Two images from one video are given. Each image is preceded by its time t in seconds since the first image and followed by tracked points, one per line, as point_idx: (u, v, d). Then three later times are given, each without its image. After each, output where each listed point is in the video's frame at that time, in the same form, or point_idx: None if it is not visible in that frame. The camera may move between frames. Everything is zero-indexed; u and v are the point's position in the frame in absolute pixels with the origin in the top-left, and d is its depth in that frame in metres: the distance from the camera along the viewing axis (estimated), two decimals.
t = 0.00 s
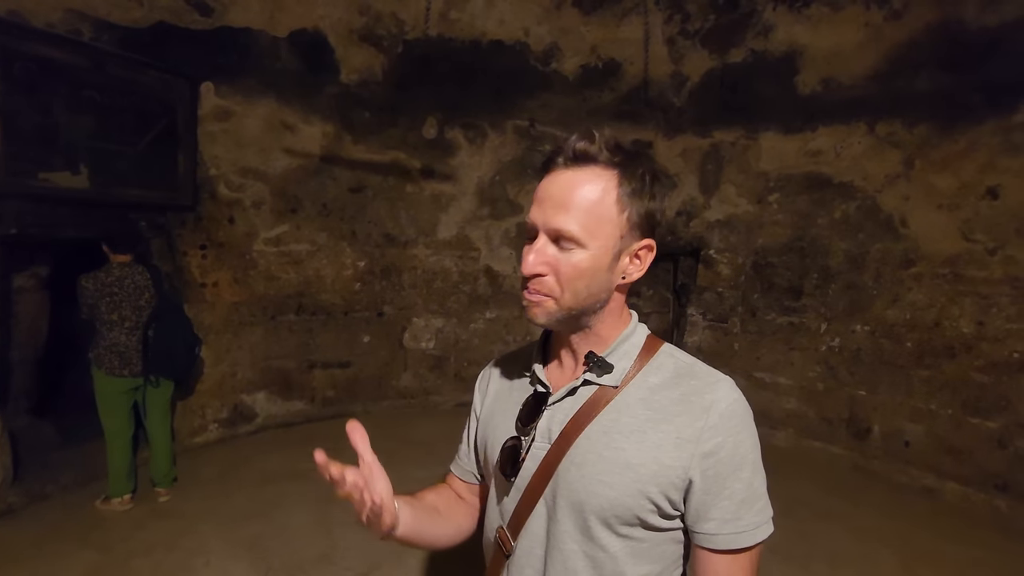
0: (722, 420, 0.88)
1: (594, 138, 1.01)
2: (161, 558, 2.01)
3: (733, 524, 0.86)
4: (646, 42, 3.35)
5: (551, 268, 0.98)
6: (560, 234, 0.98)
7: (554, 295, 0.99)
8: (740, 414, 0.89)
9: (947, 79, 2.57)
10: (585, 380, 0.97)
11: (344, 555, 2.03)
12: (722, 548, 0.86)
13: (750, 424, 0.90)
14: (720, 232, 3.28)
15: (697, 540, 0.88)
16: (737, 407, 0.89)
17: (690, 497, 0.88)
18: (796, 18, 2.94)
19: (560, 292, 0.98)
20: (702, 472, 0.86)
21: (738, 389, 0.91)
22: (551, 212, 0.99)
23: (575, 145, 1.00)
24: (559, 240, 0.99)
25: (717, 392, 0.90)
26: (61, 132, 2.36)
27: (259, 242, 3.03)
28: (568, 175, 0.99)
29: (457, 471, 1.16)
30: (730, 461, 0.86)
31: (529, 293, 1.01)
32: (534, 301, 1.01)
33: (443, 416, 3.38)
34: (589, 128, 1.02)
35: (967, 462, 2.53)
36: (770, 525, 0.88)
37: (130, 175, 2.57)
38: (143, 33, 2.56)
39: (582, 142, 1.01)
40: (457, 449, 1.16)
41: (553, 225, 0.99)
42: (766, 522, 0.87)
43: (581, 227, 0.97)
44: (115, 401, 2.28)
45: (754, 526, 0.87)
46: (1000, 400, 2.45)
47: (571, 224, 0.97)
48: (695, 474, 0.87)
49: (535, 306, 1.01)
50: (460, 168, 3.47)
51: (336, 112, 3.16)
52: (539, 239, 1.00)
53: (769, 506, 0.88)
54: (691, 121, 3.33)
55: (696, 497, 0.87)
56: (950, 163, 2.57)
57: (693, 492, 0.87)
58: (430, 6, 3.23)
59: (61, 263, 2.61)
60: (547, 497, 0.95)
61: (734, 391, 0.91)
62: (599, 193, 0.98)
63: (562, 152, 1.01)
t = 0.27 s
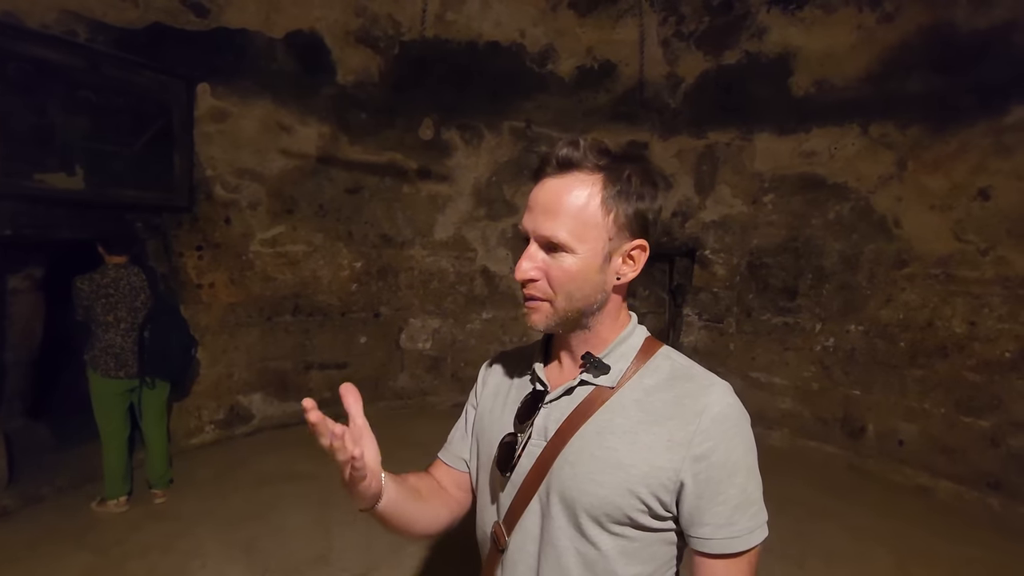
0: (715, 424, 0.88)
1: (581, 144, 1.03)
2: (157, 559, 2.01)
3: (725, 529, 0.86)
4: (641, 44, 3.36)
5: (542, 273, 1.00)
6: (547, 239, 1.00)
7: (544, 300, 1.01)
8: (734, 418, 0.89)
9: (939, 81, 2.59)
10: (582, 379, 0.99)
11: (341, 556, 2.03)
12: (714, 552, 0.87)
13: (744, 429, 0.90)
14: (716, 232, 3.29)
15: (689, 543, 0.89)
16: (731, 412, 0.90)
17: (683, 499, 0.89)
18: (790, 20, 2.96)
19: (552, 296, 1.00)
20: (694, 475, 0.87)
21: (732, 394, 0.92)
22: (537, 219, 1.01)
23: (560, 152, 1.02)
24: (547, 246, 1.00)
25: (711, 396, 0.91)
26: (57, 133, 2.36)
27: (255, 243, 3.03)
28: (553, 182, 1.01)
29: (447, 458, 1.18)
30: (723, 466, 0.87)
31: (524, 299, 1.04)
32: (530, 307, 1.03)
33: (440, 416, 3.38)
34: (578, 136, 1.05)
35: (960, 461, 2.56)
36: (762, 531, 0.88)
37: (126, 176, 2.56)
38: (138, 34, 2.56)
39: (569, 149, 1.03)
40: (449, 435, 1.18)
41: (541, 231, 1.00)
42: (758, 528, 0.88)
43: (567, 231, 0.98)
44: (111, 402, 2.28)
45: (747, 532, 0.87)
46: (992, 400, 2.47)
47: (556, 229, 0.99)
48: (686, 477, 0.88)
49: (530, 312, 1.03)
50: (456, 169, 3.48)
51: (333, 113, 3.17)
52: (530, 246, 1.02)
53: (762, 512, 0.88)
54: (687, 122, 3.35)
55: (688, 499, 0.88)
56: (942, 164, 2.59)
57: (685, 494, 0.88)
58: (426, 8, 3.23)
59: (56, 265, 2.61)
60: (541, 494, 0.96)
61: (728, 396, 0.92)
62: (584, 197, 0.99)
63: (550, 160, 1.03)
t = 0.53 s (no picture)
0: (718, 418, 0.89)
1: (585, 139, 1.02)
2: (156, 560, 2.01)
3: (728, 521, 0.87)
4: (638, 44, 3.37)
5: (560, 271, 1.00)
6: (563, 236, 1.00)
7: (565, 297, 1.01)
8: (737, 412, 0.90)
9: (934, 81, 2.61)
10: (586, 374, 0.99)
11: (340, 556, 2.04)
12: (717, 544, 0.87)
13: (747, 423, 0.91)
14: (713, 232, 3.30)
15: (692, 536, 0.90)
16: (734, 406, 0.91)
17: (686, 493, 0.89)
18: (786, 21, 2.97)
19: (571, 293, 1.01)
20: (697, 468, 0.88)
21: (736, 388, 0.93)
22: (551, 217, 1.01)
23: (566, 148, 1.01)
24: (564, 243, 1.01)
25: (714, 390, 0.92)
26: (53, 132, 2.36)
27: (253, 243, 3.03)
28: (563, 178, 1.01)
29: (450, 456, 1.17)
30: (726, 459, 0.88)
31: (540, 297, 1.04)
32: (547, 306, 1.03)
33: (438, 416, 3.39)
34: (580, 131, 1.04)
35: (956, 459, 2.57)
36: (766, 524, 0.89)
37: (122, 176, 2.56)
38: (134, 33, 2.56)
39: (574, 144, 1.02)
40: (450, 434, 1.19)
41: (556, 228, 1.00)
42: (762, 521, 0.88)
43: (584, 227, 0.99)
44: (108, 403, 2.28)
45: (750, 524, 0.87)
46: (987, 397, 2.48)
47: (573, 226, 0.99)
48: (690, 470, 0.88)
49: (548, 309, 1.03)
50: (454, 169, 3.48)
51: (330, 113, 3.17)
52: (544, 244, 1.02)
53: (765, 505, 0.89)
54: (684, 122, 3.36)
55: (692, 493, 0.89)
56: (938, 163, 2.61)
57: (689, 487, 0.89)
58: (423, 8, 3.24)
59: (52, 265, 2.61)
60: (546, 489, 0.96)
61: (732, 390, 0.93)
62: (596, 191, 1.00)
63: (555, 157, 1.03)
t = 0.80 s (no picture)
0: (724, 417, 0.90)
1: (605, 141, 1.05)
2: (156, 561, 2.01)
3: (733, 519, 0.88)
4: (637, 45, 3.38)
5: (590, 266, 1.00)
6: (593, 232, 1.01)
7: (593, 292, 1.01)
8: (742, 411, 0.91)
9: (932, 83, 2.62)
10: (593, 375, 1.00)
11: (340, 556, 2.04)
12: (722, 542, 0.88)
13: (752, 422, 0.92)
14: (711, 232, 3.31)
15: (698, 534, 0.90)
16: (739, 405, 0.92)
17: (693, 491, 0.90)
18: (784, 23, 2.98)
19: (599, 288, 1.01)
20: (704, 466, 0.89)
21: (740, 387, 0.94)
22: (581, 212, 1.01)
23: (592, 147, 1.04)
24: (593, 238, 1.02)
25: (719, 390, 0.93)
26: (53, 133, 2.36)
27: (252, 244, 3.04)
28: (592, 175, 1.02)
29: (456, 461, 1.18)
30: (731, 458, 0.89)
31: (565, 293, 1.02)
32: (572, 302, 1.02)
33: (438, 417, 3.39)
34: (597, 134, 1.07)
35: (953, 458, 2.58)
36: (770, 522, 0.89)
37: (122, 178, 2.56)
38: (134, 35, 2.56)
39: (596, 144, 1.05)
40: (454, 438, 1.19)
41: (586, 223, 1.01)
42: (767, 519, 0.89)
43: (614, 221, 1.01)
44: (109, 404, 2.28)
45: (755, 522, 0.88)
46: (985, 398, 2.49)
47: (604, 221, 1.01)
48: (697, 469, 0.89)
49: (573, 305, 1.02)
50: (453, 170, 3.49)
51: (330, 115, 3.18)
52: (572, 239, 1.02)
53: (770, 504, 0.90)
54: (682, 124, 3.37)
55: (698, 491, 0.89)
56: (935, 165, 2.62)
57: (695, 486, 0.89)
58: (423, 9, 3.24)
59: (50, 266, 2.60)
60: (553, 490, 0.97)
61: (736, 390, 0.94)
62: (623, 189, 1.02)
63: (576, 155, 1.05)
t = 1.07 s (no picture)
0: (720, 416, 0.91)
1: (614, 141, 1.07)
2: (153, 562, 2.01)
3: (731, 516, 0.88)
4: (634, 46, 3.39)
5: (606, 262, 1.00)
6: (609, 227, 1.02)
7: (609, 288, 1.01)
8: (737, 409, 0.92)
9: (929, 83, 2.62)
10: (586, 379, 1.00)
11: (337, 557, 2.04)
12: (720, 540, 0.88)
13: (746, 420, 0.93)
14: (709, 233, 3.31)
15: (697, 533, 0.90)
16: (734, 403, 0.92)
17: (691, 491, 0.90)
18: (782, 23, 2.98)
19: (614, 285, 1.01)
20: (702, 465, 0.89)
21: (734, 386, 0.95)
22: (600, 207, 1.01)
23: (605, 145, 1.04)
24: (608, 234, 1.02)
25: (714, 389, 0.93)
26: (50, 134, 2.36)
27: (250, 245, 3.04)
28: (608, 171, 1.03)
29: (455, 477, 1.18)
30: (729, 456, 0.89)
31: (580, 288, 1.01)
32: (587, 297, 1.01)
33: (436, 418, 3.39)
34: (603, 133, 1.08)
35: (950, 458, 2.58)
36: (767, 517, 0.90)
37: (120, 179, 2.56)
38: (132, 36, 2.57)
39: (605, 143, 1.06)
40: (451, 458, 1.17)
41: (603, 219, 1.01)
42: (763, 515, 0.90)
43: (630, 219, 1.02)
44: (106, 405, 2.28)
45: (751, 518, 0.89)
46: (982, 398, 2.49)
47: (621, 217, 1.01)
48: (695, 469, 0.89)
49: (588, 301, 1.01)
50: (451, 171, 3.49)
51: (327, 116, 3.18)
52: (590, 234, 1.01)
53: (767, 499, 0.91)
54: (680, 124, 3.37)
55: (696, 491, 0.89)
56: (932, 165, 2.62)
57: (693, 486, 0.89)
58: (420, 10, 3.24)
59: (49, 266, 2.58)
60: (549, 495, 0.96)
61: (730, 388, 0.94)
62: (636, 187, 1.04)
63: (589, 151, 1.05)
